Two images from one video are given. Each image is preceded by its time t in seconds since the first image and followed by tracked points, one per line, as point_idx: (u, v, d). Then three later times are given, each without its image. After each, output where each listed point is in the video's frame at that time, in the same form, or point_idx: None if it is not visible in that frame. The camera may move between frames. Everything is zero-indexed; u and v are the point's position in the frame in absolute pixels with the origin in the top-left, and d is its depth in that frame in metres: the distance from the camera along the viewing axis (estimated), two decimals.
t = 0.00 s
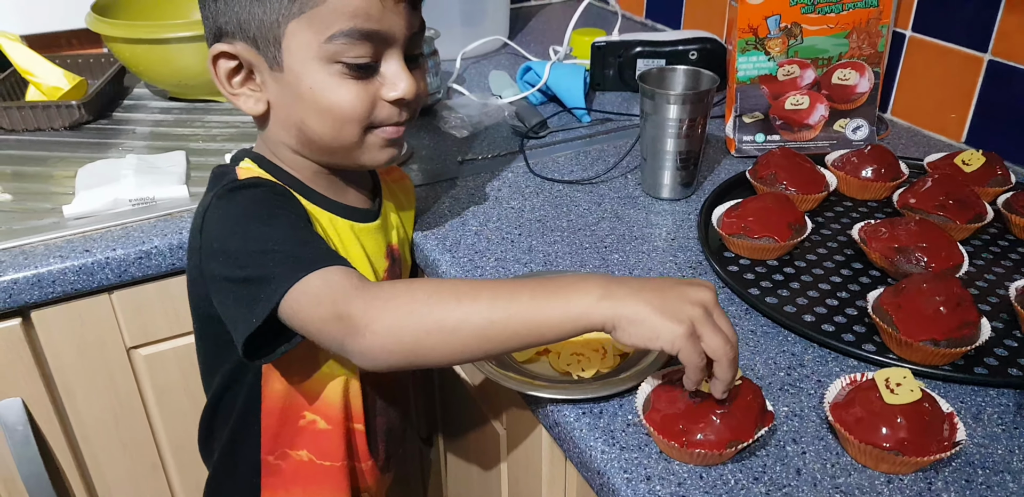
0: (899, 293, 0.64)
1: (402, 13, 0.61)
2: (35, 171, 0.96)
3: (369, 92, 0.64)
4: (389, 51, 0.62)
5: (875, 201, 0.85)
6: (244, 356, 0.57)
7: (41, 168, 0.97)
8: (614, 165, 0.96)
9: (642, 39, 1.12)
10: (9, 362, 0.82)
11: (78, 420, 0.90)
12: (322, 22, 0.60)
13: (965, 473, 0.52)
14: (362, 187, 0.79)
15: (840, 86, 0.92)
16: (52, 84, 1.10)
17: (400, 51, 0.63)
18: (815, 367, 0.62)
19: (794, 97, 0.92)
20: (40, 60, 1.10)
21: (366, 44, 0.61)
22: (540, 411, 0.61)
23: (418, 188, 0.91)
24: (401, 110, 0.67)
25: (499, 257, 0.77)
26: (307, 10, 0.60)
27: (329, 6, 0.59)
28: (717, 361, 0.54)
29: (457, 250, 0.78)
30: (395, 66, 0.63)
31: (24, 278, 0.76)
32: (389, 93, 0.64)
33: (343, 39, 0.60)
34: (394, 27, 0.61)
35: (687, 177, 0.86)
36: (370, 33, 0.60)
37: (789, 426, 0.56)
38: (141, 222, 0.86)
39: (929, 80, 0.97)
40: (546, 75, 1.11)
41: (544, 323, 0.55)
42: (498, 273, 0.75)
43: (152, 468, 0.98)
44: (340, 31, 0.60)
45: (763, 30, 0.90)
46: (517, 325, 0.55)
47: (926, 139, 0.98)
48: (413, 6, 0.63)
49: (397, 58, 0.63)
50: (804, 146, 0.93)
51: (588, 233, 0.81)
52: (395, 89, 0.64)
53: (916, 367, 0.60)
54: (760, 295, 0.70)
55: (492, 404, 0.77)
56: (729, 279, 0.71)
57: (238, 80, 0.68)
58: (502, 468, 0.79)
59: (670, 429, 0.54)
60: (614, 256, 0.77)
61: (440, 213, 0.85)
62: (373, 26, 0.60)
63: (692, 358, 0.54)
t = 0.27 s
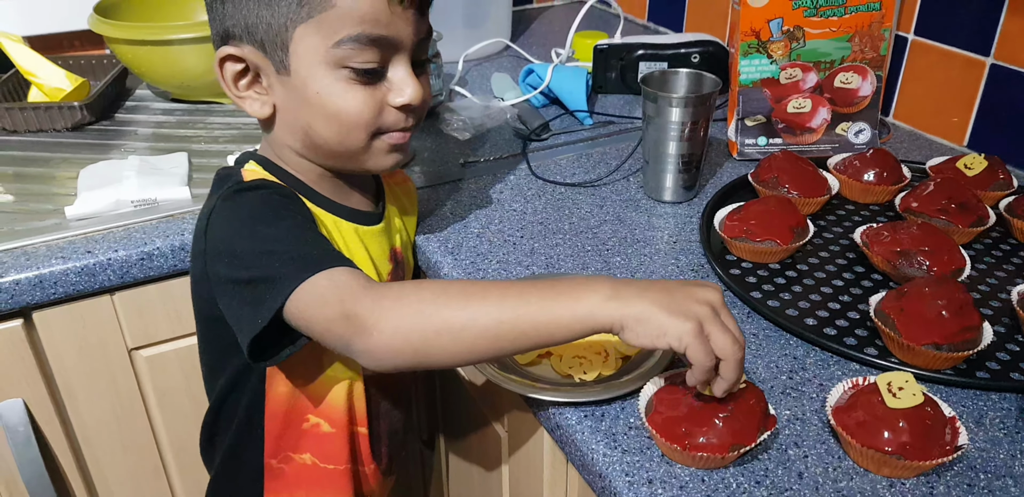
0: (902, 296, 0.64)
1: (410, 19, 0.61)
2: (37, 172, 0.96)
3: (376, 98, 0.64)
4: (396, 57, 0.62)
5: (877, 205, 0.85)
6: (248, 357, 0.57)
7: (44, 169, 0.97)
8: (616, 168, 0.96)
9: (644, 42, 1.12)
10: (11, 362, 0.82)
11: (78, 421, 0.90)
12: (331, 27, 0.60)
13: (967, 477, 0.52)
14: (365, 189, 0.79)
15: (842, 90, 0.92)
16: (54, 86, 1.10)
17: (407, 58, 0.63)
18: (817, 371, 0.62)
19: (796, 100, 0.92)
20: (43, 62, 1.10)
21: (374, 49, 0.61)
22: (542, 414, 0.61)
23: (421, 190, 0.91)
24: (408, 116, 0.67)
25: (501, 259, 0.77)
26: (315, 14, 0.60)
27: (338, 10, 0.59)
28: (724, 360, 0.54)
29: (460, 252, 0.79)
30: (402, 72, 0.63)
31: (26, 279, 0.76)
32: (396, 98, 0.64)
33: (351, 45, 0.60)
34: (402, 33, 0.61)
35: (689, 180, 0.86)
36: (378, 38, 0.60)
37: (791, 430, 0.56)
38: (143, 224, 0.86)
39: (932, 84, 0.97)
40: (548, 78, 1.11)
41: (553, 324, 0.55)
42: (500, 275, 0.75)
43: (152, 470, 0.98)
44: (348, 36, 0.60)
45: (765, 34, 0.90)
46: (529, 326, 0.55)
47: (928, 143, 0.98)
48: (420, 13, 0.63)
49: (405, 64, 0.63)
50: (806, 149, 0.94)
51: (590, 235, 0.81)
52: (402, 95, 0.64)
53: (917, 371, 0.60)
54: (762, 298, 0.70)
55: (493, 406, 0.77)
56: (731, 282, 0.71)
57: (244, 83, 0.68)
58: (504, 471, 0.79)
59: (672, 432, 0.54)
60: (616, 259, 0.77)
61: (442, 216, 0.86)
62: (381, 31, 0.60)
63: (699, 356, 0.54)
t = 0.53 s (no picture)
0: (901, 295, 0.63)
1: (412, 23, 0.61)
2: (36, 172, 0.96)
3: (377, 102, 0.64)
4: (398, 61, 0.62)
5: (876, 204, 0.85)
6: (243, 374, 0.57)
7: (43, 170, 0.97)
8: (616, 168, 0.96)
9: (643, 42, 1.12)
10: (10, 363, 0.82)
11: (77, 422, 0.90)
12: (332, 30, 0.59)
13: (966, 476, 0.52)
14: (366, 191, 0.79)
15: (841, 89, 0.92)
16: (53, 85, 1.10)
17: (409, 62, 0.63)
18: (816, 370, 0.62)
19: (795, 100, 0.92)
20: (42, 62, 1.10)
21: (376, 53, 0.61)
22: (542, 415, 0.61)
23: (420, 190, 0.91)
24: (410, 120, 0.67)
25: (500, 259, 0.77)
26: (317, 18, 0.59)
27: (339, 14, 0.59)
28: (718, 356, 0.54)
29: (459, 252, 0.79)
30: (404, 76, 0.63)
31: (25, 280, 0.76)
32: (398, 102, 0.64)
33: (354, 49, 0.60)
34: (403, 37, 0.61)
35: (688, 180, 0.86)
36: (379, 43, 0.60)
37: (790, 429, 0.56)
38: (142, 224, 0.86)
39: (931, 84, 0.97)
40: (547, 78, 1.11)
41: (552, 325, 0.55)
42: (499, 274, 0.75)
43: (153, 471, 0.98)
44: (349, 40, 0.60)
45: (765, 33, 0.90)
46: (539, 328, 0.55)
47: (928, 142, 0.98)
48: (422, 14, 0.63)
49: (406, 69, 0.63)
50: (805, 149, 0.94)
51: (589, 235, 0.81)
52: (404, 99, 0.64)
53: (917, 370, 0.60)
54: (761, 297, 0.70)
55: (492, 405, 0.77)
56: (730, 282, 0.71)
57: (246, 85, 0.68)
58: (503, 471, 0.79)
59: (671, 432, 0.54)
60: (615, 259, 0.77)
61: (442, 216, 0.85)
62: (383, 36, 0.60)
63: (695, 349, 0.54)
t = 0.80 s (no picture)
0: (902, 296, 0.63)
1: (419, 25, 0.61)
2: (37, 171, 0.96)
3: (386, 107, 0.63)
4: (406, 64, 0.62)
5: (876, 204, 0.85)
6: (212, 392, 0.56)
7: (43, 169, 0.97)
8: (617, 167, 0.96)
9: (644, 42, 1.12)
10: (10, 362, 0.82)
11: (77, 421, 0.90)
12: (337, 37, 0.59)
13: (967, 476, 0.52)
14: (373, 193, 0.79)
15: (842, 90, 0.92)
16: (54, 84, 1.10)
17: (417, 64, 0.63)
18: (816, 370, 0.62)
19: (796, 100, 0.92)
20: (44, 61, 1.10)
21: (383, 58, 0.60)
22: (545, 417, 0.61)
23: (421, 190, 0.91)
24: (419, 123, 0.66)
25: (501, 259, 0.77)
26: (321, 24, 0.59)
27: (344, 19, 0.58)
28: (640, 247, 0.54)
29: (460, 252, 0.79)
30: (413, 79, 0.63)
31: (25, 279, 0.76)
32: (408, 106, 0.63)
33: (360, 55, 0.60)
34: (409, 38, 0.60)
35: (689, 180, 0.86)
36: (386, 47, 0.60)
37: (790, 429, 0.56)
38: (142, 223, 0.86)
39: (932, 84, 0.97)
40: (548, 78, 1.11)
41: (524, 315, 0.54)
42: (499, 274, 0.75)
43: (153, 470, 0.98)
44: (356, 45, 0.59)
45: (765, 33, 0.90)
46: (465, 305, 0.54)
47: (928, 143, 0.98)
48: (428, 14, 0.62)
49: (415, 71, 0.63)
50: (806, 149, 0.94)
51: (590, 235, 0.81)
52: (414, 102, 0.63)
53: (917, 371, 0.60)
54: (762, 297, 0.70)
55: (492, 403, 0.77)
56: (730, 282, 0.71)
57: (253, 93, 0.68)
58: (504, 471, 0.79)
59: (671, 432, 0.54)
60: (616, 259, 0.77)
61: (442, 215, 0.86)
62: (389, 39, 0.59)
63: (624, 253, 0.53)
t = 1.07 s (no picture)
0: (903, 295, 0.63)
1: (432, 38, 0.61)
2: (38, 170, 0.96)
3: (403, 125, 0.62)
4: (423, 79, 0.62)
5: (878, 203, 0.84)
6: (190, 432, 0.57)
7: (44, 168, 0.97)
8: (618, 166, 0.96)
9: (645, 41, 1.12)
10: (12, 361, 0.82)
11: (79, 420, 0.90)
12: (348, 53, 0.60)
13: (968, 475, 0.52)
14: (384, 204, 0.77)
15: (844, 88, 0.92)
16: (55, 83, 1.10)
17: (435, 79, 0.62)
18: (817, 369, 0.62)
19: (798, 98, 0.92)
20: (45, 60, 1.10)
21: (398, 73, 0.60)
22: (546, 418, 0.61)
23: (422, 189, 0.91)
24: (438, 138, 0.65)
25: (501, 258, 0.78)
26: (331, 40, 0.60)
27: (357, 33, 0.59)
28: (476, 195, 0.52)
29: (461, 252, 0.79)
30: (430, 93, 0.62)
31: (26, 278, 0.76)
32: (426, 121, 0.62)
33: (374, 71, 0.60)
34: (423, 52, 0.60)
35: (690, 179, 0.86)
36: (400, 62, 0.60)
37: (792, 428, 0.56)
38: (144, 222, 0.86)
39: (934, 83, 0.97)
40: (549, 77, 1.11)
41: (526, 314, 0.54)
42: (500, 273, 0.75)
43: (154, 469, 0.99)
44: (369, 61, 0.59)
45: (767, 32, 0.89)
46: (353, 280, 0.52)
47: (930, 142, 0.98)
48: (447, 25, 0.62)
49: (433, 86, 0.62)
50: (807, 148, 0.93)
51: (591, 234, 0.81)
52: (432, 117, 0.62)
53: (919, 370, 0.60)
54: (763, 296, 0.69)
55: (493, 403, 0.77)
56: (732, 281, 0.71)
57: (264, 110, 0.68)
58: (505, 470, 0.79)
59: (672, 432, 0.54)
60: (617, 258, 0.77)
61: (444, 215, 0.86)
62: (403, 54, 0.59)
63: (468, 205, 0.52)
